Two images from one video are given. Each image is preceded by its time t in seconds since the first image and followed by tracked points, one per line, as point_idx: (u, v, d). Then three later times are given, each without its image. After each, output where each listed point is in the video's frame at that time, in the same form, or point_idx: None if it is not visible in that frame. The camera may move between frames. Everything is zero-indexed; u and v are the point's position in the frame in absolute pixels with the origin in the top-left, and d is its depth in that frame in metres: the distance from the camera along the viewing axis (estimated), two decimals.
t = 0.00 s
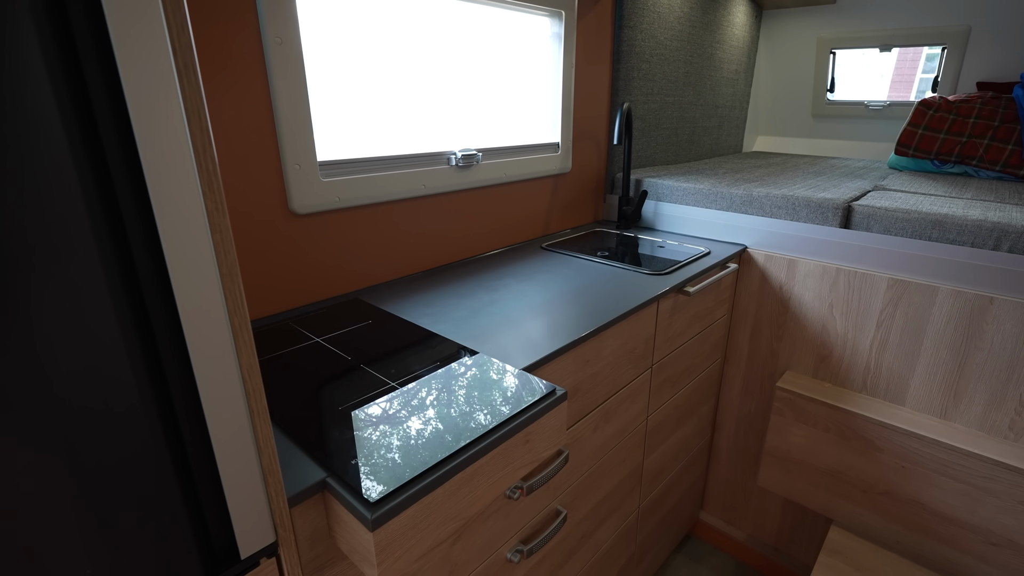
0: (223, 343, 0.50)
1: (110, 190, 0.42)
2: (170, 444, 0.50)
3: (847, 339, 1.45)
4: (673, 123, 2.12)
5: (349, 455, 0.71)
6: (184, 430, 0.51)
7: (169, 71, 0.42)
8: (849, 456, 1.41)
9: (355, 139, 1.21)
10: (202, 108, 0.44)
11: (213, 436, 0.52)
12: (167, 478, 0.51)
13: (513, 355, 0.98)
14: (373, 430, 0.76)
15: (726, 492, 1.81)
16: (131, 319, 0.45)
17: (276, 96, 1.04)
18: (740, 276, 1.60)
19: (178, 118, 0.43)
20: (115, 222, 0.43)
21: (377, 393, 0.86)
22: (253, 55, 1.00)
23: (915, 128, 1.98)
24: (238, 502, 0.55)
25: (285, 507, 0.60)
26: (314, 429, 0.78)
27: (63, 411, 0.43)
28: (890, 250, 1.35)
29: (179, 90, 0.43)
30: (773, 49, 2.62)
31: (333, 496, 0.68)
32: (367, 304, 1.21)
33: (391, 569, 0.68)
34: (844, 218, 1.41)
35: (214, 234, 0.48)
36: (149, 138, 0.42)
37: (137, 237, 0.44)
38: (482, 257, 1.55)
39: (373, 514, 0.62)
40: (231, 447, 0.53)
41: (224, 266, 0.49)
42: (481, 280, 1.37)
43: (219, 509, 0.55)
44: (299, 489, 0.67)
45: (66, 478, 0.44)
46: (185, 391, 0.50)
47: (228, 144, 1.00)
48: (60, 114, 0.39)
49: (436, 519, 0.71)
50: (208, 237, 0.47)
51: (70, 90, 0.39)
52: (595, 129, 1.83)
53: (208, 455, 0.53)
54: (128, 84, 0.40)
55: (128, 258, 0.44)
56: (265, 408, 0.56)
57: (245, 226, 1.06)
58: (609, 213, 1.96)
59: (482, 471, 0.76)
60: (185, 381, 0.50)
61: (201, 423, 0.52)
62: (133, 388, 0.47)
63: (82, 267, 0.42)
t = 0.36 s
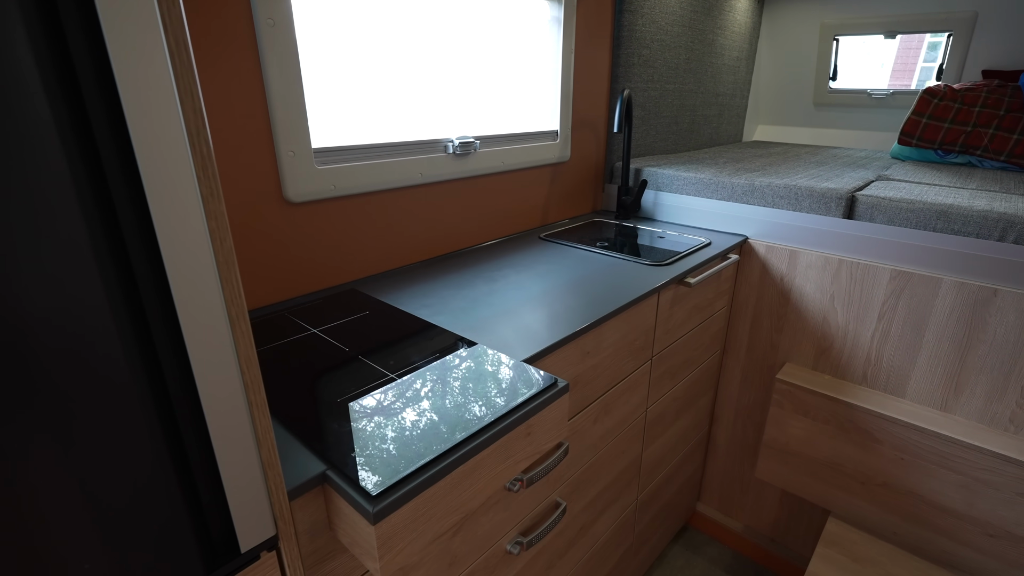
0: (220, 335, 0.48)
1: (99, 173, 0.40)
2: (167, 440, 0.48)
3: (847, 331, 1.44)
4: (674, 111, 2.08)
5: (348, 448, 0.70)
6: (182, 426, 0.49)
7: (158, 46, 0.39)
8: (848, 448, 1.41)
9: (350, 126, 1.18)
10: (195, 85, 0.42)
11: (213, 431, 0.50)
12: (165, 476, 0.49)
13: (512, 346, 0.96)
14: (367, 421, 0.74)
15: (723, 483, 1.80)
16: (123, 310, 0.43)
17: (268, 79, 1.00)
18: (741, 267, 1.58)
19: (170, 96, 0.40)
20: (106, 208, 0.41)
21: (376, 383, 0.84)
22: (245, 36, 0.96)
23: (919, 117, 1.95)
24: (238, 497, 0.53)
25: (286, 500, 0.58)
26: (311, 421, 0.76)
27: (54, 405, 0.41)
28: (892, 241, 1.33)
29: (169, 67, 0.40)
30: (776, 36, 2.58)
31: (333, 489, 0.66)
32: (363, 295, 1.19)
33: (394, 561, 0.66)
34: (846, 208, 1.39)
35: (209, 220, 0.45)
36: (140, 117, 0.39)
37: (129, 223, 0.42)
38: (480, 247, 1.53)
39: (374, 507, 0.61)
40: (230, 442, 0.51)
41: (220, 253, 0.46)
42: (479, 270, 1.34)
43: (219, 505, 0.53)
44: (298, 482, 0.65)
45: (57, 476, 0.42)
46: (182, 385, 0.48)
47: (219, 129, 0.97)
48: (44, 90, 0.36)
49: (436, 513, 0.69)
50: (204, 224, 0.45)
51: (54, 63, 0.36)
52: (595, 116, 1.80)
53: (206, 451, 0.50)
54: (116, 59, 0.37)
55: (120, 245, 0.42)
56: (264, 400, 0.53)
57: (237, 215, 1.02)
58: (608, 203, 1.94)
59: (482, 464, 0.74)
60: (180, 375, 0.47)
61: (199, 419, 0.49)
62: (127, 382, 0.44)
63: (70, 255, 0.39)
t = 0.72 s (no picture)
0: (224, 327, 0.46)
1: (98, 153, 0.39)
2: (172, 433, 0.47)
3: (852, 323, 1.42)
4: (678, 98, 2.05)
5: (347, 439, 0.68)
6: (185, 417, 0.48)
7: (161, 27, 0.37)
8: (851, 441, 1.40)
9: (348, 112, 1.14)
10: (199, 68, 0.39)
11: (216, 426, 0.49)
12: (169, 473, 0.47)
13: (515, 338, 0.94)
14: (361, 411, 0.73)
15: (723, 475, 1.80)
16: (124, 296, 0.42)
17: (265, 62, 0.97)
18: (745, 257, 1.56)
19: (172, 78, 0.38)
20: (106, 189, 0.40)
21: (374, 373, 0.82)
22: (240, 17, 0.93)
23: (926, 106, 1.92)
24: (241, 492, 0.52)
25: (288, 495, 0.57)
26: (311, 414, 0.74)
27: (54, 397, 0.39)
28: (898, 233, 1.31)
29: (173, 48, 0.38)
30: (781, 22, 2.54)
31: (336, 482, 0.65)
32: (362, 284, 1.17)
33: (400, 556, 0.65)
34: (853, 199, 1.37)
35: (214, 209, 0.43)
36: (140, 98, 0.37)
37: (129, 205, 0.41)
38: (481, 236, 1.50)
39: (379, 502, 0.59)
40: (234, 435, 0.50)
41: (224, 244, 0.44)
42: (479, 260, 1.32)
43: (221, 497, 0.52)
44: (302, 475, 0.63)
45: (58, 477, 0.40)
46: (184, 374, 0.47)
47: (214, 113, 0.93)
48: (41, 65, 0.35)
49: (441, 507, 0.68)
50: (206, 212, 0.43)
51: (52, 38, 0.35)
52: (598, 103, 1.76)
53: (209, 443, 0.49)
54: (115, 36, 0.35)
55: (120, 228, 0.41)
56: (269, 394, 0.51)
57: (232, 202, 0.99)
58: (610, 191, 1.91)
59: (487, 457, 0.73)
60: (182, 365, 0.46)
61: (202, 409, 0.48)
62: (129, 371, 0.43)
63: (68, 236, 0.38)
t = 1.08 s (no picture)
0: (226, 318, 0.48)
1: (99, 150, 0.39)
2: (175, 424, 0.48)
3: (857, 315, 1.42)
4: (686, 87, 2.03)
5: (354, 429, 0.69)
6: (189, 409, 0.49)
7: (163, 25, 0.38)
8: (853, 432, 1.41)
9: (356, 100, 1.14)
10: (199, 63, 0.40)
11: (219, 416, 0.50)
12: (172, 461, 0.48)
13: (522, 329, 0.94)
14: (370, 394, 0.75)
15: (725, 464, 1.82)
16: (126, 291, 0.43)
17: (271, 50, 0.96)
18: (750, 248, 1.56)
19: (173, 73, 0.39)
20: (107, 185, 0.40)
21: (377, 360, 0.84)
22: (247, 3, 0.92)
23: (936, 96, 1.90)
24: (246, 480, 0.53)
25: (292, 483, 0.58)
26: (319, 403, 0.75)
27: (62, 389, 0.40)
28: (905, 225, 1.31)
29: (174, 44, 0.39)
30: (791, 10, 2.51)
31: (339, 474, 0.65)
32: (368, 273, 1.17)
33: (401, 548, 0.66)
34: (860, 190, 1.37)
35: (215, 202, 0.45)
36: (141, 93, 0.38)
37: (131, 201, 0.42)
38: (486, 225, 1.50)
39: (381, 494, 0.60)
40: (237, 425, 0.51)
41: (226, 237, 0.46)
42: (485, 249, 1.32)
43: (225, 488, 0.53)
44: (305, 467, 0.64)
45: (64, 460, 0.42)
46: (189, 366, 0.48)
47: (219, 102, 0.93)
48: (41, 64, 0.36)
49: (444, 499, 0.69)
50: (209, 206, 0.44)
51: (51, 36, 0.36)
52: (604, 91, 1.75)
53: (212, 434, 0.51)
54: (116, 31, 0.36)
55: (121, 224, 0.42)
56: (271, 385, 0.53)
57: (236, 191, 0.99)
58: (616, 181, 1.90)
59: (491, 449, 0.74)
60: (186, 358, 0.47)
61: (206, 402, 0.49)
62: (133, 364, 0.44)
63: (71, 232, 0.39)
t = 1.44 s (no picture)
0: (230, 301, 0.48)
1: (103, 134, 0.41)
2: (180, 402, 0.50)
3: (864, 306, 1.43)
4: (695, 79, 2.03)
5: (361, 415, 0.71)
6: (195, 387, 0.50)
7: (162, 9, 0.38)
8: (858, 423, 1.42)
9: (365, 92, 1.16)
10: (200, 47, 0.41)
11: (224, 395, 0.51)
12: (177, 439, 0.50)
13: (524, 318, 0.96)
14: (383, 387, 0.76)
15: (731, 455, 1.83)
16: (133, 270, 0.45)
17: (280, 43, 0.98)
18: (757, 240, 1.56)
19: (175, 57, 0.40)
20: (113, 169, 0.42)
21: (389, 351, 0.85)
22: None
23: (948, 87, 1.89)
24: (250, 458, 0.55)
25: (298, 463, 0.60)
26: (327, 387, 0.77)
27: (68, 363, 0.43)
28: (914, 217, 1.30)
29: (175, 28, 0.39)
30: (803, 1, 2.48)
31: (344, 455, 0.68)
32: (377, 264, 1.20)
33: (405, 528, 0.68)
34: (869, 181, 1.36)
35: (219, 186, 0.45)
36: (143, 77, 0.39)
37: (137, 184, 0.43)
38: (494, 217, 1.52)
39: (386, 474, 0.62)
40: (242, 405, 0.53)
41: (229, 221, 0.46)
42: (492, 240, 1.34)
43: (231, 464, 0.55)
44: (311, 447, 0.66)
45: (72, 434, 0.43)
46: (194, 345, 0.49)
47: (232, 95, 0.96)
48: (46, 49, 0.37)
49: (446, 480, 0.71)
50: (211, 189, 0.45)
51: (54, 21, 0.37)
52: (612, 84, 1.75)
53: (218, 413, 0.52)
54: (117, 17, 0.37)
55: (126, 206, 0.43)
56: (276, 366, 0.54)
57: (248, 182, 1.02)
58: (624, 174, 1.91)
59: (494, 433, 0.76)
60: (191, 339, 0.49)
61: (211, 380, 0.51)
62: (138, 341, 0.46)
63: (76, 213, 0.41)
